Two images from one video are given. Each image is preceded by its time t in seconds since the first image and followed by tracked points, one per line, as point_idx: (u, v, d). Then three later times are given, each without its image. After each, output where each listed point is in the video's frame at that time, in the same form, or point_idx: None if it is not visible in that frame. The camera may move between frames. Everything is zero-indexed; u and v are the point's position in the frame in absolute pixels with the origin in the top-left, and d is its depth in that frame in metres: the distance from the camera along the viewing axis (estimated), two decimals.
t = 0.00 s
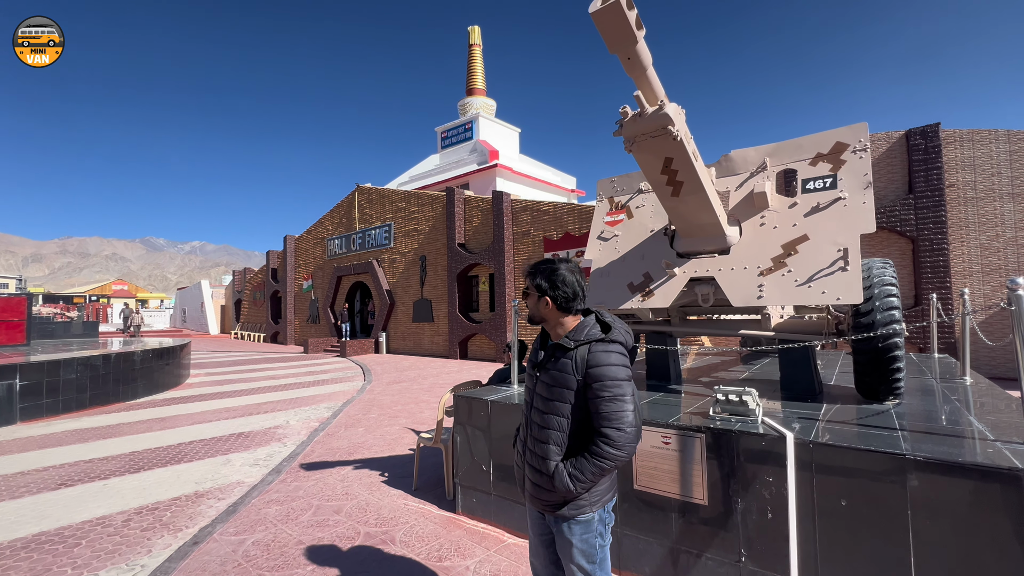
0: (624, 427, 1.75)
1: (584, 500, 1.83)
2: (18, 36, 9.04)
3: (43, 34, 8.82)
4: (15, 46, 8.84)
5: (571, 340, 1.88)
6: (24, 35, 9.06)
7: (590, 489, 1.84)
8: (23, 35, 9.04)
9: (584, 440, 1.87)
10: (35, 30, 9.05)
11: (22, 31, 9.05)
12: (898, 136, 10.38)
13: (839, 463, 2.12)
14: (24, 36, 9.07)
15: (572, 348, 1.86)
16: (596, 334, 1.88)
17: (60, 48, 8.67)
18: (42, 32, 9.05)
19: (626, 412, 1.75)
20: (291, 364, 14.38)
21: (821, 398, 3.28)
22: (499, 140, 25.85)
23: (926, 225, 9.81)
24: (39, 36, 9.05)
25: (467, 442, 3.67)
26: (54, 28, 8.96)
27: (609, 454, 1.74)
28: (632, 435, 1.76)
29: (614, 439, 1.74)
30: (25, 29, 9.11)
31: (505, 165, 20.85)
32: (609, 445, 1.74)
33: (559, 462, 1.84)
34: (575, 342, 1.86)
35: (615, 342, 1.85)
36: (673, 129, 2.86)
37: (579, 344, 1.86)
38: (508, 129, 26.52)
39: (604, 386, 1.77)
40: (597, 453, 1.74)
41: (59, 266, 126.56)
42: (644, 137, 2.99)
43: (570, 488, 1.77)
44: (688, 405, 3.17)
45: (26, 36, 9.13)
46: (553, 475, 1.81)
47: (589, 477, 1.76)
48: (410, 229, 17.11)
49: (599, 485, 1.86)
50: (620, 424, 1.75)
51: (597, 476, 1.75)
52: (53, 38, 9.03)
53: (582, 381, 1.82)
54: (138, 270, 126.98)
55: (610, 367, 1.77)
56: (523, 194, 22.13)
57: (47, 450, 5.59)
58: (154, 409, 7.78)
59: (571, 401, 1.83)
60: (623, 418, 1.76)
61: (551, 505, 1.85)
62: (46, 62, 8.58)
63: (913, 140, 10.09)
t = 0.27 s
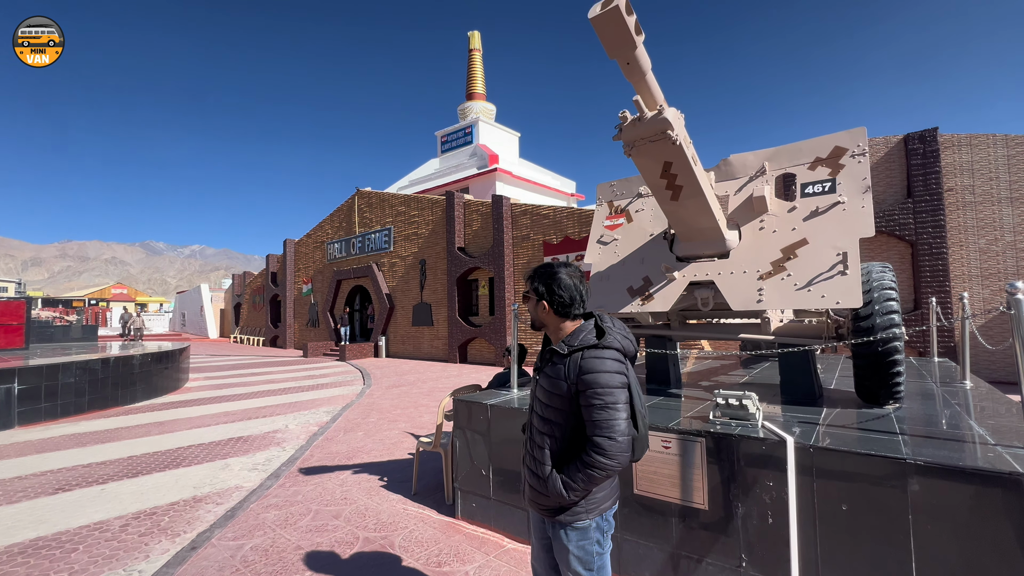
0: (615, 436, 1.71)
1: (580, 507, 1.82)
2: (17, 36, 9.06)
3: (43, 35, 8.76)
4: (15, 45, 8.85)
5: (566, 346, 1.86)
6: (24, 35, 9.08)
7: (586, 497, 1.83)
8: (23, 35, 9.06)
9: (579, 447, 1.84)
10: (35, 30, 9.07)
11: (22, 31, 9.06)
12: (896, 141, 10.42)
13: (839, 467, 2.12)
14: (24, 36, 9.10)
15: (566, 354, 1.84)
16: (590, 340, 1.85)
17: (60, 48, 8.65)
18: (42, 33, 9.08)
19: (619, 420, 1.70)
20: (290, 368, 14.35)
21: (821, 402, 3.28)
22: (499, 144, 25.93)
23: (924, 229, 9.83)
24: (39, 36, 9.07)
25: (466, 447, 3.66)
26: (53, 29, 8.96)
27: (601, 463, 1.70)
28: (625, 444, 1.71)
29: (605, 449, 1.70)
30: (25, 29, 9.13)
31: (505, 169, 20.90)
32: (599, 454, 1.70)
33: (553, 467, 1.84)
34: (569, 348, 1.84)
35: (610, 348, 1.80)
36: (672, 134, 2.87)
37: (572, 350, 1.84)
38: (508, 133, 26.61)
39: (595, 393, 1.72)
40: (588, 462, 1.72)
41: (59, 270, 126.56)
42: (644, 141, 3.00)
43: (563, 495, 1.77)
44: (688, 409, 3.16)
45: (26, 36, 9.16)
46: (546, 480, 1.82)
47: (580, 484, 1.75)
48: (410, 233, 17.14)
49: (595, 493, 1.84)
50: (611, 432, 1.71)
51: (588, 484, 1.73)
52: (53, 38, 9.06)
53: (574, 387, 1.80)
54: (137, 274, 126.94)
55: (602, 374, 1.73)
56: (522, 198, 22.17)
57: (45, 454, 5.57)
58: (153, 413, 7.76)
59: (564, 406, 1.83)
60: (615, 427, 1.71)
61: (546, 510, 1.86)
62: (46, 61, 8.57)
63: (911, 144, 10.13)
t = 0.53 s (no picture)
0: (614, 444, 1.68)
1: (579, 514, 1.81)
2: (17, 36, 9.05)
3: (42, 35, 8.68)
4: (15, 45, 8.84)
5: (566, 351, 1.85)
6: (23, 34, 9.06)
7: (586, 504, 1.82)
8: (22, 34, 9.05)
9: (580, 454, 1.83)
10: (35, 30, 9.07)
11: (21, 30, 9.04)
12: (895, 145, 10.45)
13: (840, 471, 2.12)
14: (24, 36, 9.09)
15: (567, 359, 1.83)
16: (591, 345, 1.82)
17: (60, 49, 8.65)
18: (43, 34, 9.08)
19: (617, 428, 1.68)
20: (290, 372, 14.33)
21: (821, 406, 3.28)
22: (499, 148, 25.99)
23: (924, 233, 9.85)
24: (39, 37, 9.06)
25: (466, 451, 3.65)
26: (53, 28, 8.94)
27: (598, 471, 1.68)
28: (624, 452, 1.69)
29: (603, 458, 1.68)
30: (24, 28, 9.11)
31: (505, 173, 20.94)
32: (597, 462, 1.68)
33: (554, 471, 1.84)
34: (569, 353, 1.83)
35: (611, 354, 1.77)
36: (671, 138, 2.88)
37: (572, 355, 1.82)
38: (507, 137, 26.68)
39: (594, 400, 1.71)
40: (584, 469, 1.71)
41: (58, 273, 126.52)
42: (644, 146, 3.01)
43: (561, 501, 1.77)
44: (688, 413, 3.16)
45: (26, 36, 9.15)
46: (546, 485, 1.82)
47: (577, 491, 1.74)
48: (410, 236, 17.16)
49: (595, 500, 1.82)
50: (610, 440, 1.69)
51: (585, 492, 1.72)
52: (53, 39, 9.05)
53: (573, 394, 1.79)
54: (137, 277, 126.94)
55: (601, 381, 1.71)
56: (522, 201, 22.21)
57: (44, 458, 5.56)
58: (152, 417, 7.75)
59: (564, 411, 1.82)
60: (614, 435, 1.69)
61: (547, 514, 1.86)
62: (46, 62, 8.56)
63: (909, 148, 10.16)
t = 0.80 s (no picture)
0: (620, 448, 1.68)
1: (583, 517, 1.81)
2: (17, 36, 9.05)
3: (43, 35, 8.68)
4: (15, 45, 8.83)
5: (571, 354, 1.85)
6: (23, 33, 9.05)
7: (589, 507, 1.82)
8: (22, 34, 9.04)
9: (585, 457, 1.83)
10: (35, 30, 9.06)
11: (21, 30, 9.03)
12: (895, 147, 10.46)
13: (840, 474, 2.11)
14: (24, 36, 9.08)
15: (572, 362, 1.83)
16: (596, 349, 1.83)
17: (60, 50, 8.64)
18: (43, 34, 9.07)
19: (623, 432, 1.68)
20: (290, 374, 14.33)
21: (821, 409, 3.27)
22: (499, 150, 26.02)
23: (924, 235, 9.85)
24: (40, 37, 9.06)
25: (466, 453, 3.65)
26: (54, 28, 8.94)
27: (604, 474, 1.68)
28: (629, 456, 1.69)
29: (609, 461, 1.68)
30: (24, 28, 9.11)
31: (505, 175, 20.96)
32: (603, 466, 1.68)
33: (558, 474, 1.84)
34: (574, 357, 1.83)
35: (616, 359, 1.77)
36: (671, 141, 2.88)
37: (578, 358, 1.82)
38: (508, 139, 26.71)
39: (600, 404, 1.71)
40: (590, 472, 1.71)
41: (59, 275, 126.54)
42: (643, 148, 3.01)
43: (565, 504, 1.76)
44: (689, 415, 3.16)
45: (26, 36, 9.14)
46: (550, 488, 1.82)
47: (582, 495, 1.73)
48: (410, 238, 17.16)
49: (599, 503, 1.82)
50: (615, 444, 1.69)
51: (591, 494, 1.71)
52: (53, 38, 9.05)
53: (579, 397, 1.79)
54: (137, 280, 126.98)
55: (607, 385, 1.71)
56: (522, 203, 22.23)
57: (44, 461, 5.55)
58: (152, 420, 7.73)
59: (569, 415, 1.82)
60: (620, 439, 1.69)
61: (550, 517, 1.86)
62: (46, 62, 8.53)
63: (909, 151, 10.17)
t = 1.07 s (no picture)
0: (623, 448, 1.69)
1: (585, 518, 1.81)
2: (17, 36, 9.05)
3: (44, 35, 8.66)
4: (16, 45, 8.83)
5: (575, 354, 1.85)
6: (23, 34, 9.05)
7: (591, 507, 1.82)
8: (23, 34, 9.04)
9: (587, 457, 1.83)
10: (35, 30, 9.06)
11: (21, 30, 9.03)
12: (895, 149, 10.47)
13: (841, 475, 2.11)
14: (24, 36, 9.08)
15: (575, 363, 1.83)
16: (599, 350, 1.84)
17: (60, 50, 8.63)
18: (43, 34, 9.06)
19: (626, 431, 1.69)
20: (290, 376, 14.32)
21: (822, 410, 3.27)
22: (499, 152, 26.05)
23: (924, 236, 9.85)
24: (40, 37, 9.05)
25: (466, 455, 3.65)
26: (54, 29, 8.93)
27: (608, 473, 1.68)
28: (633, 455, 1.69)
29: (613, 460, 1.68)
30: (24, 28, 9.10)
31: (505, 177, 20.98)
32: (606, 465, 1.68)
33: (561, 474, 1.83)
34: (578, 357, 1.83)
35: (619, 358, 1.79)
36: (671, 142, 2.89)
37: (581, 358, 1.83)
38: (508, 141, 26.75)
39: (604, 404, 1.71)
40: (593, 472, 1.70)
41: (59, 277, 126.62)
42: (644, 150, 3.01)
43: (569, 505, 1.75)
44: (689, 417, 3.16)
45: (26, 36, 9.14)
46: (552, 488, 1.81)
47: (586, 494, 1.72)
48: (410, 240, 17.17)
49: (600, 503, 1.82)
50: (619, 443, 1.69)
51: (595, 494, 1.71)
52: (54, 38, 9.04)
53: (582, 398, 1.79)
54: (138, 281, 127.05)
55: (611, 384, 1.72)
56: (522, 205, 22.24)
57: (44, 463, 5.54)
58: (152, 422, 7.73)
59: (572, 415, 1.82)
60: (624, 438, 1.69)
61: (552, 518, 1.85)
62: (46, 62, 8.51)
63: (909, 152, 10.18)
